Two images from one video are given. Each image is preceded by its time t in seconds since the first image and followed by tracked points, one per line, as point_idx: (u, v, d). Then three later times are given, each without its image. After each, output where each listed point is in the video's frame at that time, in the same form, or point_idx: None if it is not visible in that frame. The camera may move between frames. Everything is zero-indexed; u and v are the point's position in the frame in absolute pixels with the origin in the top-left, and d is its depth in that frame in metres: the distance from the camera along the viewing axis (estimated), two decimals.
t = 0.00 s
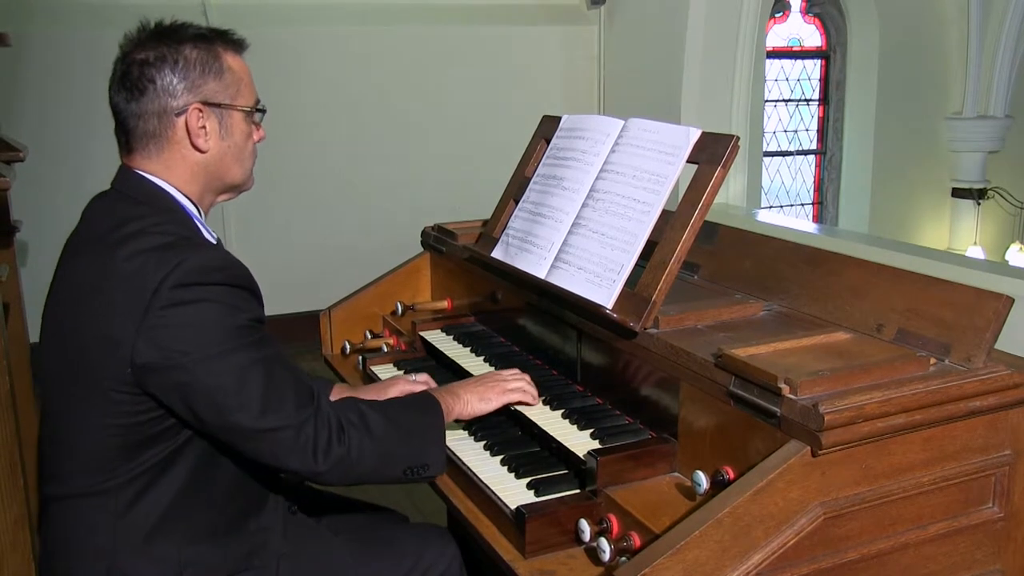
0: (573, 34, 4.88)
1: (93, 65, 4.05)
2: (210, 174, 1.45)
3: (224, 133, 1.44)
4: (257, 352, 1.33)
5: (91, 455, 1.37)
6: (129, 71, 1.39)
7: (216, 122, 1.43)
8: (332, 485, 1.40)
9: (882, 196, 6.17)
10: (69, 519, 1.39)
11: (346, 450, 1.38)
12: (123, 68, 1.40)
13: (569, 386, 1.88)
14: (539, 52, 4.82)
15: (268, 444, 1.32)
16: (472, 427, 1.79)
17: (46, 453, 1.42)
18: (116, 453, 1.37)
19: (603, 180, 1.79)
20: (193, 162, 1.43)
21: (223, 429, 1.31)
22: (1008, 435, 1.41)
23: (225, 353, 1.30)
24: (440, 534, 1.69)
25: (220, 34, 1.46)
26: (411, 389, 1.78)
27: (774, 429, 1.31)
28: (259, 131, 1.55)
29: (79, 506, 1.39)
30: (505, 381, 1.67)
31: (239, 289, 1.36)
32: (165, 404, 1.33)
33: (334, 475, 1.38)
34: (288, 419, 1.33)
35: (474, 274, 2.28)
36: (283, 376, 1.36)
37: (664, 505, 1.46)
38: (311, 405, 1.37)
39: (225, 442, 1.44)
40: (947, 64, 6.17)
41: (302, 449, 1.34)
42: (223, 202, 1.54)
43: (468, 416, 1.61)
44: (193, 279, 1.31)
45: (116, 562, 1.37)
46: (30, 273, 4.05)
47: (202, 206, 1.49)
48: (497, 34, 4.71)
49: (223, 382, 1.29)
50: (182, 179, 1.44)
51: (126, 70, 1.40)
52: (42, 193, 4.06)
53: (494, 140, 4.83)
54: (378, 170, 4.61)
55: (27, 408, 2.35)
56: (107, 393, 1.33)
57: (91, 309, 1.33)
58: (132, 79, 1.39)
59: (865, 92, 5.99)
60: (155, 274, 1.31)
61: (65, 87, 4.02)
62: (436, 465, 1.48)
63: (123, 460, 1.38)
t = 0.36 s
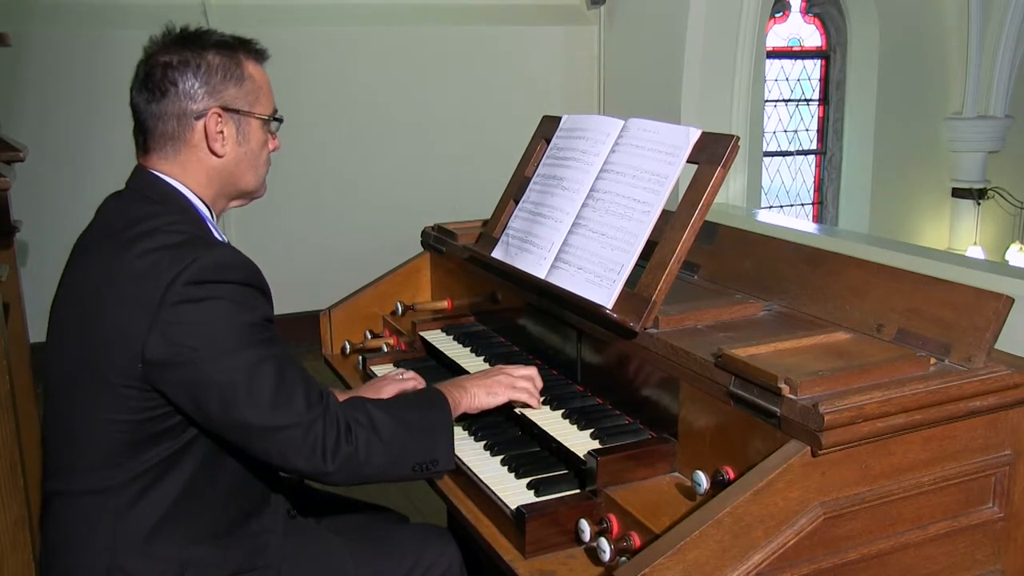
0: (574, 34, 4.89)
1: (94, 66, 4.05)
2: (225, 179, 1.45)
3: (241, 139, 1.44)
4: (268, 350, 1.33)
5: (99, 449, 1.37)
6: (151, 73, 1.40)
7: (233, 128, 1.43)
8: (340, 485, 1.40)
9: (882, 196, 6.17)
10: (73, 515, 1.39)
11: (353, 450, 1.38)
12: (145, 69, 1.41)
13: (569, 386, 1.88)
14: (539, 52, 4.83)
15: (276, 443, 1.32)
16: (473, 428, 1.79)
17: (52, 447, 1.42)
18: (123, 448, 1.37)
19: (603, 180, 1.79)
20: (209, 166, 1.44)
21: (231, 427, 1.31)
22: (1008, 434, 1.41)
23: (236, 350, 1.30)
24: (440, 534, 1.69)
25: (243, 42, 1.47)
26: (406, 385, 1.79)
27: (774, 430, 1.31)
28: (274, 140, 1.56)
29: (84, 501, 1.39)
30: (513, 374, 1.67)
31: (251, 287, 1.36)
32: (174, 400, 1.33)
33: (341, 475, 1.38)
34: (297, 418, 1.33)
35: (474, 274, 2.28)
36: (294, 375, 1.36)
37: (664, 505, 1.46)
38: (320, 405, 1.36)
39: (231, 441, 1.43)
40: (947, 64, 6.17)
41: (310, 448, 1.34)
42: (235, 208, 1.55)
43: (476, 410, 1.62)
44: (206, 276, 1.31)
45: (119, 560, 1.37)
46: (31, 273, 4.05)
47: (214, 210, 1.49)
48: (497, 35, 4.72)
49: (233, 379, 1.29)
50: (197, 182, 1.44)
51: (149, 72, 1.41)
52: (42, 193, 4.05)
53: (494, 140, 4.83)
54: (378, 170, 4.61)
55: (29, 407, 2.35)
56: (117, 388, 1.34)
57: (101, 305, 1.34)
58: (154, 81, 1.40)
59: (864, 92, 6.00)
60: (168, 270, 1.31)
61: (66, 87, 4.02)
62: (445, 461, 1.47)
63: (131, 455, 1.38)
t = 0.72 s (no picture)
0: (574, 35, 4.89)
1: (94, 66, 4.05)
2: (234, 181, 1.46)
3: (251, 142, 1.46)
4: (274, 348, 1.33)
5: (104, 444, 1.37)
6: (165, 74, 1.42)
7: (244, 130, 1.45)
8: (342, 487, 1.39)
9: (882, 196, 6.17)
10: (75, 509, 1.39)
11: (356, 451, 1.38)
12: (159, 70, 1.43)
13: (569, 386, 1.88)
14: (539, 52, 4.83)
15: (280, 441, 1.32)
16: (473, 428, 1.79)
17: (57, 440, 1.42)
18: (127, 443, 1.37)
19: (603, 180, 1.79)
20: (219, 167, 1.45)
21: (235, 424, 1.31)
22: (1008, 435, 1.41)
23: (243, 347, 1.30)
24: (441, 534, 1.69)
25: (255, 47, 1.49)
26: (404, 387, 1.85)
27: (774, 429, 1.31)
28: (284, 145, 1.57)
29: (87, 496, 1.39)
30: (514, 376, 1.67)
31: (259, 286, 1.37)
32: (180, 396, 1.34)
33: (344, 476, 1.37)
34: (301, 417, 1.32)
35: (474, 274, 2.28)
36: (300, 373, 1.36)
37: (664, 505, 1.46)
38: (325, 405, 1.36)
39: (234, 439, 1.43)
40: (947, 64, 6.17)
41: (314, 448, 1.33)
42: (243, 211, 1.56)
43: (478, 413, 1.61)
44: (215, 273, 1.32)
45: (119, 557, 1.37)
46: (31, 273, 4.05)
47: (223, 212, 1.51)
48: (497, 35, 4.72)
49: (239, 375, 1.29)
50: (207, 182, 1.45)
51: (162, 74, 1.43)
52: (42, 193, 4.05)
53: (494, 140, 4.83)
54: (378, 170, 4.61)
55: (29, 407, 2.35)
56: (123, 382, 1.34)
57: (110, 299, 1.34)
58: (167, 81, 1.42)
59: (864, 92, 6.00)
60: (177, 266, 1.32)
61: (66, 87, 4.02)
62: (448, 464, 1.46)
63: (136, 450, 1.38)
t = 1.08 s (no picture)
0: (574, 35, 4.89)
1: (95, 66, 4.05)
2: (245, 184, 1.48)
3: (263, 146, 1.47)
4: (279, 349, 1.33)
5: (107, 440, 1.37)
6: (180, 77, 1.44)
7: (256, 135, 1.46)
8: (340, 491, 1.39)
9: (881, 196, 6.17)
10: (77, 505, 1.39)
11: (355, 455, 1.38)
12: (175, 73, 1.45)
13: (569, 386, 1.88)
14: (539, 52, 4.83)
15: (280, 443, 1.32)
16: (473, 428, 1.79)
17: (60, 435, 1.42)
18: (131, 440, 1.37)
19: (603, 180, 1.79)
20: (231, 169, 1.46)
21: (236, 424, 1.31)
22: (1008, 435, 1.41)
23: (248, 346, 1.30)
24: (441, 534, 1.69)
25: (270, 53, 1.51)
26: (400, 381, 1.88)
27: (774, 429, 1.31)
28: (295, 151, 1.59)
29: (89, 492, 1.39)
30: (514, 376, 1.67)
31: (266, 286, 1.37)
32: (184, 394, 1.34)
33: (342, 480, 1.37)
34: (302, 419, 1.32)
35: (474, 274, 2.28)
36: (303, 375, 1.36)
37: (664, 505, 1.46)
38: (325, 408, 1.36)
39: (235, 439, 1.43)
40: (947, 65, 6.16)
41: (313, 451, 1.33)
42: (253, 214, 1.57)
43: (478, 415, 1.61)
44: (222, 272, 1.32)
45: (121, 556, 1.37)
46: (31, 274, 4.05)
47: (233, 214, 1.52)
48: (498, 35, 4.72)
49: (243, 374, 1.29)
50: (218, 184, 1.46)
51: (177, 76, 1.44)
52: (42, 193, 4.05)
53: (494, 140, 4.83)
54: (378, 170, 4.61)
55: (30, 408, 2.35)
56: (128, 379, 1.34)
57: (118, 296, 1.34)
58: (182, 84, 1.43)
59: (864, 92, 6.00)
60: (185, 263, 1.32)
61: (66, 88, 4.02)
62: (446, 468, 1.46)
63: (138, 448, 1.38)
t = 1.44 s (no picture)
0: (574, 36, 4.89)
1: (95, 66, 4.05)
2: (257, 189, 1.48)
3: (276, 151, 1.48)
4: (285, 351, 1.33)
5: (111, 437, 1.37)
6: (197, 81, 1.44)
7: (270, 140, 1.47)
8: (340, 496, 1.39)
9: (880, 196, 6.18)
10: (80, 501, 1.39)
11: (356, 460, 1.38)
12: (192, 77, 1.45)
13: (569, 386, 1.88)
14: (539, 53, 4.83)
15: (282, 445, 1.32)
16: (473, 428, 1.79)
17: (64, 431, 1.42)
18: (135, 438, 1.37)
19: (603, 181, 1.79)
20: (244, 174, 1.47)
21: (240, 425, 1.31)
22: (1008, 435, 1.41)
23: (255, 347, 1.30)
24: (441, 534, 1.69)
25: (287, 61, 1.51)
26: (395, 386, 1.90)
27: (775, 430, 1.31)
28: (307, 158, 1.59)
29: (92, 489, 1.38)
30: (512, 378, 1.67)
31: (273, 289, 1.38)
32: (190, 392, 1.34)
33: (342, 484, 1.37)
34: (305, 421, 1.32)
35: (474, 274, 2.28)
36: (309, 378, 1.36)
37: (663, 506, 1.46)
38: (328, 412, 1.36)
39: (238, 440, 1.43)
40: (947, 65, 6.16)
41: (315, 454, 1.33)
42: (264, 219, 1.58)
43: (476, 418, 1.61)
44: (232, 272, 1.33)
45: (122, 555, 1.37)
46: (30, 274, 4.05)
47: (244, 218, 1.52)
48: (498, 35, 4.72)
49: (249, 375, 1.30)
50: (230, 187, 1.47)
51: (194, 80, 1.45)
52: (42, 193, 4.05)
53: (494, 140, 4.83)
54: (379, 170, 4.61)
55: (30, 409, 2.34)
56: (135, 376, 1.34)
57: (127, 293, 1.35)
58: (199, 88, 1.44)
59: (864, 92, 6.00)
60: (195, 263, 1.33)
61: (66, 88, 4.02)
62: (446, 472, 1.47)
63: (143, 446, 1.38)
